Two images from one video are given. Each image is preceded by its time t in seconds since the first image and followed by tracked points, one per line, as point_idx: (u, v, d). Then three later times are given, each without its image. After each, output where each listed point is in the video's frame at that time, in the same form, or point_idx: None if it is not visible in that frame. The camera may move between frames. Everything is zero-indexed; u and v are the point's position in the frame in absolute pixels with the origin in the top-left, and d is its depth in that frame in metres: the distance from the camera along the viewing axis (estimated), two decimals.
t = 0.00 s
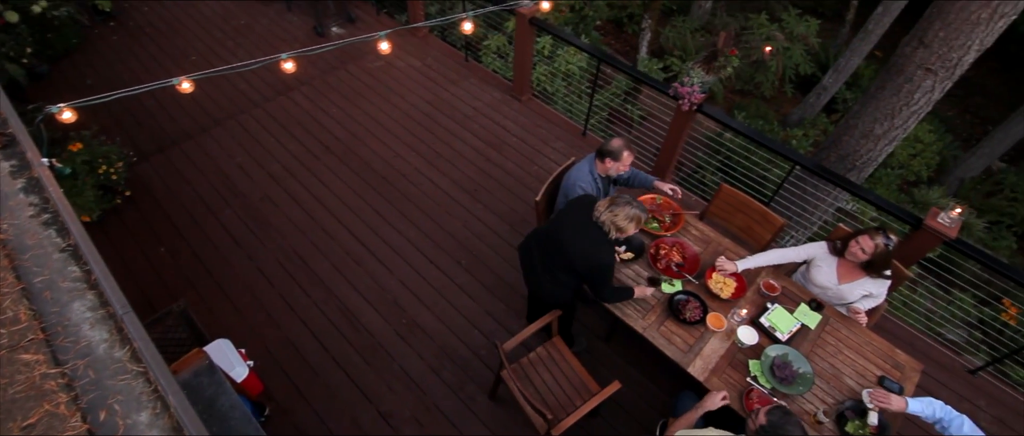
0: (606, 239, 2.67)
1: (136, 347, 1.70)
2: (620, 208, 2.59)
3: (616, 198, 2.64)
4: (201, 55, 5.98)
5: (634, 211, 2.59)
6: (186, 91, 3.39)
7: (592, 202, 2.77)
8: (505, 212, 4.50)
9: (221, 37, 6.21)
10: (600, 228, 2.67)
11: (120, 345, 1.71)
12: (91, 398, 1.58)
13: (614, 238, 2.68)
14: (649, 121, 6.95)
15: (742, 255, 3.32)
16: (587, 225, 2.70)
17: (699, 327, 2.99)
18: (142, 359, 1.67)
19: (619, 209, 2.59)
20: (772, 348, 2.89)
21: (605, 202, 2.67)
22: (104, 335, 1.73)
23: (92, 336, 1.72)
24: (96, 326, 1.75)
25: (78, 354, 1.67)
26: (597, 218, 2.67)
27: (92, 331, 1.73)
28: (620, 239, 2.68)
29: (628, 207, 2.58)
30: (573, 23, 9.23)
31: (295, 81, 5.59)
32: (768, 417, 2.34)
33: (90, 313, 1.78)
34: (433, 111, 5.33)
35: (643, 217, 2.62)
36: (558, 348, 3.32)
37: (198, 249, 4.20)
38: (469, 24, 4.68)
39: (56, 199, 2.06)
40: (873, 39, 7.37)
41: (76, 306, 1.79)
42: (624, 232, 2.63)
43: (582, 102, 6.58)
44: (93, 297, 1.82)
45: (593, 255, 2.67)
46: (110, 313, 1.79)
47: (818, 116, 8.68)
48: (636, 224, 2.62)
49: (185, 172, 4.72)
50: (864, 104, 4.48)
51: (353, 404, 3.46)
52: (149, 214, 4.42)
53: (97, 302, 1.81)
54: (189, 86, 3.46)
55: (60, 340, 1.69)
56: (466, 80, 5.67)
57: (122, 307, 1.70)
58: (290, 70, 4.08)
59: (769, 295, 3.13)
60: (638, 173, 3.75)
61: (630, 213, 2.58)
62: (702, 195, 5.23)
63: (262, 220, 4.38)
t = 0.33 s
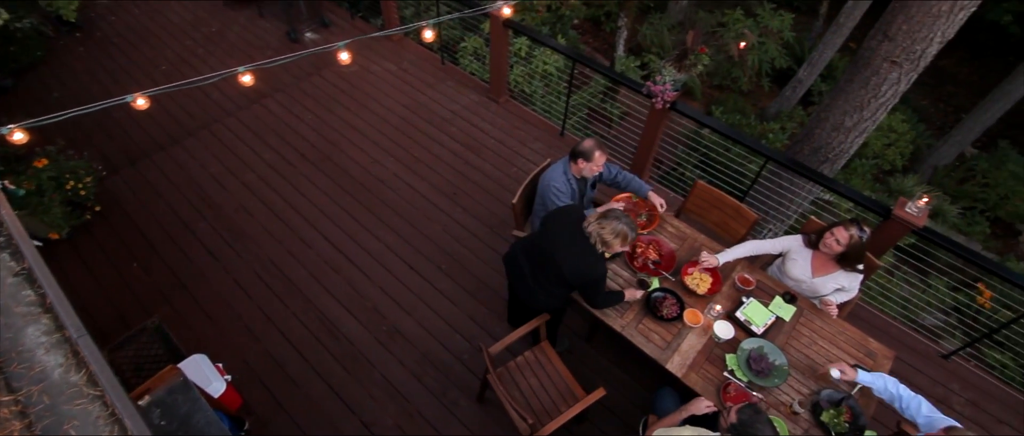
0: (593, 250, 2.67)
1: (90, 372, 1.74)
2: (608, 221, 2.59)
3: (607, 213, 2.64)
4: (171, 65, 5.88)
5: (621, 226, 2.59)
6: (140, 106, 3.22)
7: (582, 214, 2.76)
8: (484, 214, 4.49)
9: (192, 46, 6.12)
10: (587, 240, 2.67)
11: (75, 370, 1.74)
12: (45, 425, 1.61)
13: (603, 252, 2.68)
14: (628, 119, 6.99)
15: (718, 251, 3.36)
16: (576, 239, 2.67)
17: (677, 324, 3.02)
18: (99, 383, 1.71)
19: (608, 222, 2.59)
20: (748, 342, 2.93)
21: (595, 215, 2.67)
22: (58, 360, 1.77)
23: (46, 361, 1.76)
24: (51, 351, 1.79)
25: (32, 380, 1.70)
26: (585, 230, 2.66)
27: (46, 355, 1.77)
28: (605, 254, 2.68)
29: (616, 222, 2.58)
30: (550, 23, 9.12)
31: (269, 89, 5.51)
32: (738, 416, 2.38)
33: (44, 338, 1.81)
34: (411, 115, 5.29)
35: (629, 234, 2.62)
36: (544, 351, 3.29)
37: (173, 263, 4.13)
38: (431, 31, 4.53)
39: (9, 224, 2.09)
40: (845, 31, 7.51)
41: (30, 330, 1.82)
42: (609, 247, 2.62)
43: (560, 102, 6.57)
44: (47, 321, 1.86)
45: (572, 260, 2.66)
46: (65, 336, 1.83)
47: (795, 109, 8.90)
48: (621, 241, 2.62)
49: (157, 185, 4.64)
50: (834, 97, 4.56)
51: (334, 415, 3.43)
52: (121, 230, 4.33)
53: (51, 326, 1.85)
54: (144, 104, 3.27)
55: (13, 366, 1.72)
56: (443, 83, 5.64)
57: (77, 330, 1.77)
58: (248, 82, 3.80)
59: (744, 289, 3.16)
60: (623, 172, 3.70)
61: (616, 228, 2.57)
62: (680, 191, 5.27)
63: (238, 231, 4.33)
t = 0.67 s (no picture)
0: (571, 257, 2.65)
1: (44, 399, 1.91)
2: (585, 229, 2.57)
3: (585, 219, 2.61)
4: (140, 74, 5.77)
5: (598, 234, 2.56)
6: (92, 126, 3.07)
7: (560, 219, 2.74)
8: (463, 218, 4.46)
9: (161, 54, 6.01)
10: (565, 247, 2.65)
11: (29, 398, 1.91)
12: None
13: (581, 259, 2.66)
14: (607, 117, 7.01)
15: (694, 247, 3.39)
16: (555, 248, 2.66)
17: (654, 321, 3.05)
18: (52, 411, 1.88)
19: (584, 229, 2.56)
20: (724, 336, 2.95)
21: (572, 221, 2.65)
22: (13, 388, 1.93)
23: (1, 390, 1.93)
24: (6, 379, 1.96)
25: None
26: (562, 236, 2.64)
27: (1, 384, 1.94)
28: (583, 260, 2.66)
29: (593, 229, 2.56)
30: (527, 22, 9.14)
31: (241, 97, 5.44)
32: (719, 414, 2.38)
33: None
34: (387, 119, 5.25)
35: (607, 242, 2.60)
36: (524, 354, 3.29)
37: (146, 278, 4.06)
38: (390, 41, 4.42)
39: None
40: (818, 23, 7.63)
41: None
42: (586, 254, 2.61)
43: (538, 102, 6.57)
44: None
45: (547, 264, 2.66)
46: (18, 365, 2.00)
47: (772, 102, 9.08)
48: (599, 248, 2.60)
49: (127, 198, 4.55)
50: (804, 92, 4.63)
51: (314, 426, 3.40)
52: (91, 246, 4.25)
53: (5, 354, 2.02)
54: (98, 123, 3.13)
55: None
56: (418, 86, 5.60)
57: (32, 359, 1.98)
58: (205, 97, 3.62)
59: (719, 284, 3.19)
60: (598, 172, 3.72)
61: (593, 236, 2.55)
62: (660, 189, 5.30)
63: (212, 243, 4.26)
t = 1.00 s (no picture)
0: (529, 248, 2.59)
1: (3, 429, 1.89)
2: (537, 216, 2.52)
3: (539, 207, 2.57)
4: (109, 85, 5.67)
5: (550, 220, 2.50)
6: (48, 148, 3.03)
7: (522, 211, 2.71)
8: (442, 222, 4.45)
9: (131, 64, 5.90)
10: (522, 236, 2.60)
11: None
12: None
13: (539, 247, 2.60)
14: (586, 115, 7.04)
15: (670, 246, 3.43)
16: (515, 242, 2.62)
17: (632, 320, 3.07)
18: None
19: (536, 216, 2.52)
20: (701, 333, 2.99)
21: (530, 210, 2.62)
22: None
23: None
24: None
25: None
26: (518, 226, 2.60)
27: None
28: (541, 248, 2.59)
29: (544, 215, 2.51)
30: (505, 23, 9.15)
31: (215, 105, 5.37)
32: (699, 409, 2.37)
33: None
34: (364, 125, 5.22)
35: (562, 228, 2.52)
36: (505, 357, 3.30)
37: (119, 294, 3.99)
38: (352, 53, 4.37)
39: None
40: (791, 17, 7.75)
41: None
42: (542, 242, 2.55)
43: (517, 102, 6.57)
44: None
45: (520, 266, 2.63)
46: None
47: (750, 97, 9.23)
48: (554, 235, 2.53)
49: (98, 213, 4.47)
50: (776, 87, 4.69)
51: None
52: (61, 263, 4.17)
53: None
54: (54, 146, 3.09)
55: None
56: (395, 89, 5.58)
57: None
58: (164, 117, 3.54)
59: (695, 281, 3.23)
60: (575, 177, 3.72)
61: (543, 222, 2.50)
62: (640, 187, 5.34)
63: (187, 256, 4.20)
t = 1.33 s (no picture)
0: (515, 256, 2.56)
1: None
2: (526, 224, 2.52)
3: (526, 215, 2.58)
4: (79, 98, 5.56)
5: (538, 228, 2.51)
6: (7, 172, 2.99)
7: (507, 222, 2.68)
8: (422, 227, 4.44)
9: (101, 75, 5.80)
10: (509, 244, 2.57)
11: None
12: None
13: (525, 256, 2.58)
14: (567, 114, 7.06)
15: (647, 245, 3.47)
16: (502, 251, 2.58)
17: (611, 320, 3.10)
18: None
19: (525, 224, 2.51)
20: (679, 330, 3.02)
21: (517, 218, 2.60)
22: None
23: None
24: None
25: None
26: (506, 234, 2.58)
27: None
28: (527, 258, 2.57)
29: (533, 224, 2.51)
30: (483, 24, 9.17)
31: (189, 116, 5.31)
32: (676, 406, 2.39)
33: None
34: (341, 131, 5.19)
35: (550, 237, 2.55)
36: (487, 361, 3.30)
37: (94, 312, 3.93)
38: (317, 67, 4.32)
39: None
40: (766, 13, 7.87)
41: None
42: (529, 250, 2.53)
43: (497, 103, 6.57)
44: None
45: (500, 273, 2.57)
46: None
47: (728, 92, 9.36)
48: (541, 243, 2.53)
49: (71, 229, 4.39)
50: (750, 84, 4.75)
51: None
52: (33, 282, 4.09)
53: None
54: (11, 168, 3.03)
55: None
56: (372, 95, 5.56)
57: None
58: (126, 135, 3.50)
59: (672, 279, 3.27)
60: (548, 176, 3.75)
61: (533, 230, 2.50)
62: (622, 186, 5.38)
63: (163, 270, 4.15)
